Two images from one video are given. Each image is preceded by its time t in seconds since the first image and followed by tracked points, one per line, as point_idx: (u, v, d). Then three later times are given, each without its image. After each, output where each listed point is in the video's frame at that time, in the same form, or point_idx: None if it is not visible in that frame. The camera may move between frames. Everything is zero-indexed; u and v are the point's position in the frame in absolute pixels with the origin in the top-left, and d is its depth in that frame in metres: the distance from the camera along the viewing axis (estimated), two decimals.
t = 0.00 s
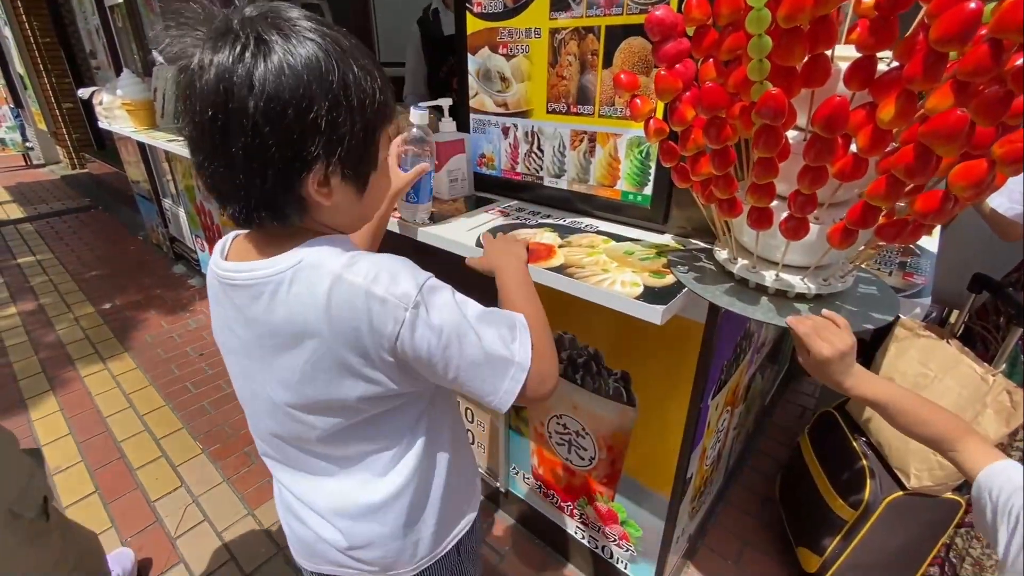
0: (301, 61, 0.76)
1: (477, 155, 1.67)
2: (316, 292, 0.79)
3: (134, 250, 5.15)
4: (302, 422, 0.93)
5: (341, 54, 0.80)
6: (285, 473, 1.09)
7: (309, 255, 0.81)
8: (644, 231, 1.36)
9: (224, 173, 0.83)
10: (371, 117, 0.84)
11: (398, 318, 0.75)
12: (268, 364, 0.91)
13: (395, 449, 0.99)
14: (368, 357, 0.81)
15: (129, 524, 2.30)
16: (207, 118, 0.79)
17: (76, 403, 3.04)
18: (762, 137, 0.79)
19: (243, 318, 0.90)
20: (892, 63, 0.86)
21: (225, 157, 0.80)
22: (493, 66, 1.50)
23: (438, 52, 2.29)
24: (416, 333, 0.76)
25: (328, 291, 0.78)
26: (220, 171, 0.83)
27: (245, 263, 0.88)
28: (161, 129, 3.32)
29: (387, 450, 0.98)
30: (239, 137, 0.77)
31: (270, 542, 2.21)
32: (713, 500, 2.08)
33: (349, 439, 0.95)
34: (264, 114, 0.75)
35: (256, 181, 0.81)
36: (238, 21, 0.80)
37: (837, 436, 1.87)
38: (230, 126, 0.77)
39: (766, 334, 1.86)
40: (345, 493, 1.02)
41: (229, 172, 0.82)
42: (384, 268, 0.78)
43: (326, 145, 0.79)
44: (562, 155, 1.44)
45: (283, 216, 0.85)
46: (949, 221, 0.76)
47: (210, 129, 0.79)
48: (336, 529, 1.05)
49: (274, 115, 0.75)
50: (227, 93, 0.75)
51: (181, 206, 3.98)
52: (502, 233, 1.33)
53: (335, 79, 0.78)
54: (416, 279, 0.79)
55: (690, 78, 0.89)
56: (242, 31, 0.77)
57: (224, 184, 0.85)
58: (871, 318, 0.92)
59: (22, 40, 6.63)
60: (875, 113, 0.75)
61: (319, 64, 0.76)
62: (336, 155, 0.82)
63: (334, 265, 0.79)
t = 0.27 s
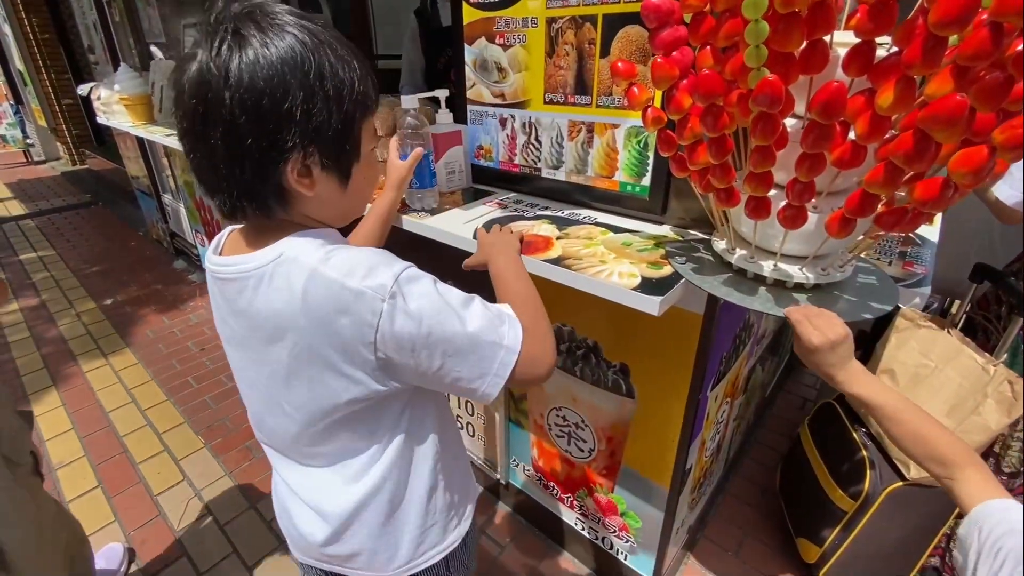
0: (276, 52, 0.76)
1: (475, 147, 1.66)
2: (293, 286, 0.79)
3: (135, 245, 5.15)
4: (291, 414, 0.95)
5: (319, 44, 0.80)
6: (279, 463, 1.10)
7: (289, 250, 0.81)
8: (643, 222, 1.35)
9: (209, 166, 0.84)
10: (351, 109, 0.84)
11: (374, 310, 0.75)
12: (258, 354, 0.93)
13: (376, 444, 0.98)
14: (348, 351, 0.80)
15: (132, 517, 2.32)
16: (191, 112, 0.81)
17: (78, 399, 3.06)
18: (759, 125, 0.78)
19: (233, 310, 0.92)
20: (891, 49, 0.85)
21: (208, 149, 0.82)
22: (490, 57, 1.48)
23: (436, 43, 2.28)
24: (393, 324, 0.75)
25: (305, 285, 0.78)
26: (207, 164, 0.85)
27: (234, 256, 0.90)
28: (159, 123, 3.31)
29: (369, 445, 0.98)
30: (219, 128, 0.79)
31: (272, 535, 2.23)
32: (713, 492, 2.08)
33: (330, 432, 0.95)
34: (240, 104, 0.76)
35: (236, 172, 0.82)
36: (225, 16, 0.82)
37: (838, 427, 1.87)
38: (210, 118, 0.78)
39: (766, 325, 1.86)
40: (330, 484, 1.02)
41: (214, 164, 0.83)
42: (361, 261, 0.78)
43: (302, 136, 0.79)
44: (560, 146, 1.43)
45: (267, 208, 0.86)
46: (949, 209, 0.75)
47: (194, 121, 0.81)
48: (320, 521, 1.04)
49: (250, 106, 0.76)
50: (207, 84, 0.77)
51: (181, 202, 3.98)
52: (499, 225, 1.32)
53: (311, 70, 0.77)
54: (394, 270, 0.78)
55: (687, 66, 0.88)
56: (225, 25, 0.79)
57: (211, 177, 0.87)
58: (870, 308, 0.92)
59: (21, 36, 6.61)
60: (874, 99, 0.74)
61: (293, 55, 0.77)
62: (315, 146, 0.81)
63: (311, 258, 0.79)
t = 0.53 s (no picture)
0: (313, 45, 0.74)
1: (468, 140, 1.64)
2: (321, 280, 0.77)
3: (132, 242, 5.14)
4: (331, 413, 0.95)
5: (355, 38, 0.77)
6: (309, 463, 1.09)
7: (315, 243, 0.79)
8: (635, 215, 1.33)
9: (242, 165, 0.82)
10: (384, 103, 0.82)
11: (408, 295, 0.74)
12: (289, 355, 0.91)
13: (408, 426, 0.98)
14: (384, 340, 0.79)
15: (129, 513, 2.32)
16: (221, 110, 0.77)
17: (75, 395, 3.06)
18: (748, 113, 0.77)
19: (260, 311, 0.90)
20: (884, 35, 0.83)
21: (241, 149, 0.79)
22: (481, 48, 1.47)
23: (429, 36, 2.26)
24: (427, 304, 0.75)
25: (332, 281, 0.76)
26: (237, 163, 0.82)
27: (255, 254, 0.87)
28: (153, 118, 3.29)
29: (394, 435, 0.97)
30: (255, 127, 0.76)
31: (268, 530, 2.23)
32: (709, 485, 2.08)
33: (361, 425, 0.95)
34: (280, 102, 0.74)
35: (272, 172, 0.79)
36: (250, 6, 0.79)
37: (834, 421, 1.87)
38: (246, 117, 0.76)
39: (761, 318, 1.85)
40: (355, 480, 1.01)
41: (248, 163, 0.81)
42: (391, 248, 0.77)
43: (342, 135, 0.77)
44: (553, 138, 1.42)
45: (299, 206, 0.84)
46: (941, 198, 0.74)
47: (225, 120, 0.78)
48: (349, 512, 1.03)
49: (290, 103, 0.74)
50: (242, 81, 0.74)
51: (176, 197, 3.96)
52: (491, 218, 1.31)
53: (349, 63, 0.75)
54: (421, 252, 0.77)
55: (678, 54, 0.87)
56: (255, 16, 0.76)
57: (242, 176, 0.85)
58: (862, 300, 0.90)
59: (15, 32, 6.58)
60: (865, 86, 0.73)
61: (331, 48, 0.74)
62: (354, 142, 0.80)
63: (338, 250, 0.77)
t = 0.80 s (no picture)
0: (409, 47, 0.70)
1: (470, 142, 1.64)
2: (383, 299, 0.73)
3: (138, 243, 5.18)
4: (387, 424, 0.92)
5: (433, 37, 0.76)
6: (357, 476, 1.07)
7: (374, 257, 0.76)
8: (637, 216, 1.33)
9: (324, 185, 0.74)
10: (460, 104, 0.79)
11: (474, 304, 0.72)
12: (348, 376, 0.87)
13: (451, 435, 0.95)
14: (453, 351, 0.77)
15: (132, 513, 2.33)
16: (307, 124, 0.70)
17: (81, 396, 3.08)
18: (749, 113, 0.76)
19: (317, 330, 0.86)
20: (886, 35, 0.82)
21: (331, 166, 0.72)
22: (482, 49, 1.46)
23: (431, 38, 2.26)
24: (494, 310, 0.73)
25: (388, 299, 0.73)
26: (315, 184, 0.75)
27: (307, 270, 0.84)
28: (158, 121, 3.31)
29: (438, 446, 0.95)
30: (354, 140, 0.69)
31: (271, 531, 2.23)
32: (712, 488, 2.07)
33: (414, 442, 0.92)
34: (383, 109, 0.68)
35: (366, 187, 0.73)
36: (318, 12, 0.73)
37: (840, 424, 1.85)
38: (345, 129, 0.68)
39: (765, 321, 1.83)
40: (398, 487, 1.00)
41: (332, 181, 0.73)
42: (454, 261, 0.75)
43: (441, 133, 0.75)
44: (554, 139, 1.41)
45: (371, 224, 0.78)
46: (946, 199, 0.73)
47: (314, 136, 0.70)
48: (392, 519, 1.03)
49: (396, 109, 0.69)
50: (341, 90, 0.67)
51: (182, 200, 3.99)
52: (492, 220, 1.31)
53: (437, 65, 0.73)
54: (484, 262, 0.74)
55: (679, 54, 0.86)
56: (335, 21, 0.70)
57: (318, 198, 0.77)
58: (866, 302, 0.89)
59: (25, 36, 6.65)
60: (868, 86, 0.72)
61: (425, 49, 0.71)
62: (440, 148, 0.77)
63: (398, 265, 0.74)
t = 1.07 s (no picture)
0: (523, 70, 0.72)
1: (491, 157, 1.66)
2: (420, 311, 0.74)
3: (167, 251, 5.34)
4: (420, 435, 0.92)
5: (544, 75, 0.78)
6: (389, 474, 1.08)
7: (414, 267, 0.77)
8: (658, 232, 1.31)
9: (405, 189, 0.74)
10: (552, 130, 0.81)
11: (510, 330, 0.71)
12: (384, 380, 0.88)
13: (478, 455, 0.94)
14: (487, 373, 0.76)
15: (153, 517, 2.37)
16: (409, 127, 0.70)
17: (108, 399, 3.16)
18: (776, 131, 0.75)
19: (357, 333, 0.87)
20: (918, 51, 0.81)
21: (422, 170, 0.72)
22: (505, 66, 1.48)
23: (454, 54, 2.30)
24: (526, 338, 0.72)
25: (430, 313, 0.73)
26: (397, 187, 0.75)
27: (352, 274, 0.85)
28: (190, 134, 3.42)
29: (469, 462, 0.95)
30: (453, 147, 0.69)
31: (287, 540, 2.24)
32: (733, 510, 2.01)
33: (444, 455, 0.93)
34: (488, 122, 0.69)
35: (454, 196, 0.73)
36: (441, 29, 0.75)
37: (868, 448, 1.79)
38: (449, 137, 0.69)
39: (789, 339, 1.79)
40: (429, 497, 1.01)
41: (416, 187, 0.73)
42: (491, 279, 0.73)
43: (531, 162, 0.75)
44: (575, 154, 1.41)
45: (431, 231, 0.78)
46: (983, 219, 0.70)
47: (414, 140, 0.70)
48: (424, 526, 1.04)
49: (501, 124, 0.70)
50: (455, 99, 0.68)
51: (210, 209, 4.10)
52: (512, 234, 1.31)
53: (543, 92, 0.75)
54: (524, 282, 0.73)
55: (703, 72, 0.86)
56: (459, 37, 0.72)
57: (396, 203, 0.77)
58: (896, 323, 0.87)
59: (68, 52, 6.97)
60: (899, 103, 0.70)
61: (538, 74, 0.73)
62: (528, 176, 0.76)
63: (437, 278, 0.74)
